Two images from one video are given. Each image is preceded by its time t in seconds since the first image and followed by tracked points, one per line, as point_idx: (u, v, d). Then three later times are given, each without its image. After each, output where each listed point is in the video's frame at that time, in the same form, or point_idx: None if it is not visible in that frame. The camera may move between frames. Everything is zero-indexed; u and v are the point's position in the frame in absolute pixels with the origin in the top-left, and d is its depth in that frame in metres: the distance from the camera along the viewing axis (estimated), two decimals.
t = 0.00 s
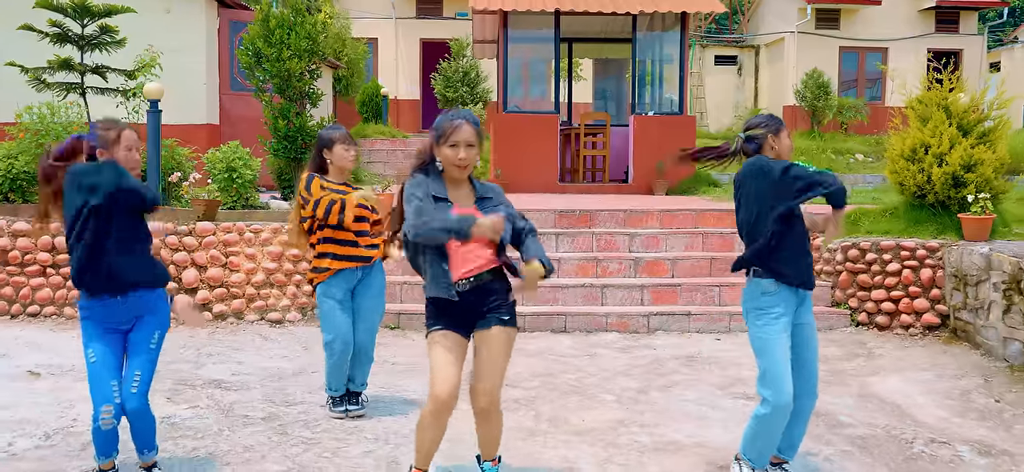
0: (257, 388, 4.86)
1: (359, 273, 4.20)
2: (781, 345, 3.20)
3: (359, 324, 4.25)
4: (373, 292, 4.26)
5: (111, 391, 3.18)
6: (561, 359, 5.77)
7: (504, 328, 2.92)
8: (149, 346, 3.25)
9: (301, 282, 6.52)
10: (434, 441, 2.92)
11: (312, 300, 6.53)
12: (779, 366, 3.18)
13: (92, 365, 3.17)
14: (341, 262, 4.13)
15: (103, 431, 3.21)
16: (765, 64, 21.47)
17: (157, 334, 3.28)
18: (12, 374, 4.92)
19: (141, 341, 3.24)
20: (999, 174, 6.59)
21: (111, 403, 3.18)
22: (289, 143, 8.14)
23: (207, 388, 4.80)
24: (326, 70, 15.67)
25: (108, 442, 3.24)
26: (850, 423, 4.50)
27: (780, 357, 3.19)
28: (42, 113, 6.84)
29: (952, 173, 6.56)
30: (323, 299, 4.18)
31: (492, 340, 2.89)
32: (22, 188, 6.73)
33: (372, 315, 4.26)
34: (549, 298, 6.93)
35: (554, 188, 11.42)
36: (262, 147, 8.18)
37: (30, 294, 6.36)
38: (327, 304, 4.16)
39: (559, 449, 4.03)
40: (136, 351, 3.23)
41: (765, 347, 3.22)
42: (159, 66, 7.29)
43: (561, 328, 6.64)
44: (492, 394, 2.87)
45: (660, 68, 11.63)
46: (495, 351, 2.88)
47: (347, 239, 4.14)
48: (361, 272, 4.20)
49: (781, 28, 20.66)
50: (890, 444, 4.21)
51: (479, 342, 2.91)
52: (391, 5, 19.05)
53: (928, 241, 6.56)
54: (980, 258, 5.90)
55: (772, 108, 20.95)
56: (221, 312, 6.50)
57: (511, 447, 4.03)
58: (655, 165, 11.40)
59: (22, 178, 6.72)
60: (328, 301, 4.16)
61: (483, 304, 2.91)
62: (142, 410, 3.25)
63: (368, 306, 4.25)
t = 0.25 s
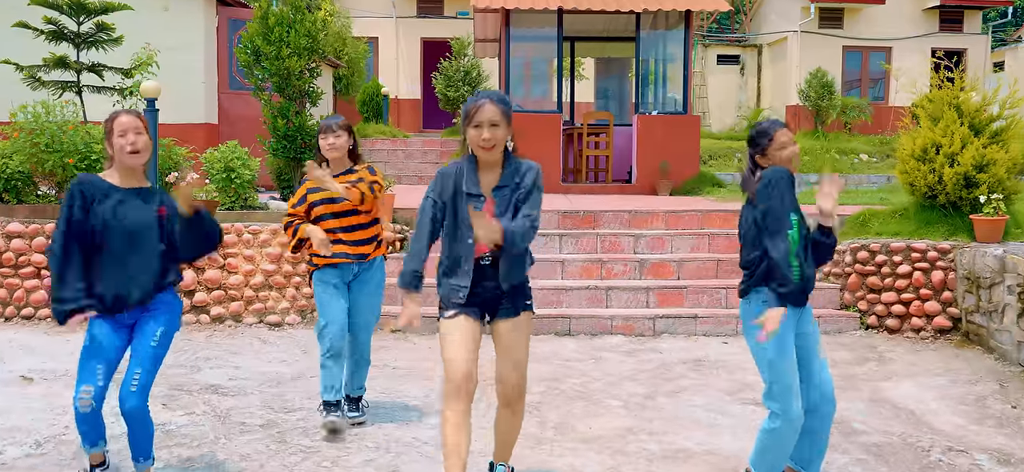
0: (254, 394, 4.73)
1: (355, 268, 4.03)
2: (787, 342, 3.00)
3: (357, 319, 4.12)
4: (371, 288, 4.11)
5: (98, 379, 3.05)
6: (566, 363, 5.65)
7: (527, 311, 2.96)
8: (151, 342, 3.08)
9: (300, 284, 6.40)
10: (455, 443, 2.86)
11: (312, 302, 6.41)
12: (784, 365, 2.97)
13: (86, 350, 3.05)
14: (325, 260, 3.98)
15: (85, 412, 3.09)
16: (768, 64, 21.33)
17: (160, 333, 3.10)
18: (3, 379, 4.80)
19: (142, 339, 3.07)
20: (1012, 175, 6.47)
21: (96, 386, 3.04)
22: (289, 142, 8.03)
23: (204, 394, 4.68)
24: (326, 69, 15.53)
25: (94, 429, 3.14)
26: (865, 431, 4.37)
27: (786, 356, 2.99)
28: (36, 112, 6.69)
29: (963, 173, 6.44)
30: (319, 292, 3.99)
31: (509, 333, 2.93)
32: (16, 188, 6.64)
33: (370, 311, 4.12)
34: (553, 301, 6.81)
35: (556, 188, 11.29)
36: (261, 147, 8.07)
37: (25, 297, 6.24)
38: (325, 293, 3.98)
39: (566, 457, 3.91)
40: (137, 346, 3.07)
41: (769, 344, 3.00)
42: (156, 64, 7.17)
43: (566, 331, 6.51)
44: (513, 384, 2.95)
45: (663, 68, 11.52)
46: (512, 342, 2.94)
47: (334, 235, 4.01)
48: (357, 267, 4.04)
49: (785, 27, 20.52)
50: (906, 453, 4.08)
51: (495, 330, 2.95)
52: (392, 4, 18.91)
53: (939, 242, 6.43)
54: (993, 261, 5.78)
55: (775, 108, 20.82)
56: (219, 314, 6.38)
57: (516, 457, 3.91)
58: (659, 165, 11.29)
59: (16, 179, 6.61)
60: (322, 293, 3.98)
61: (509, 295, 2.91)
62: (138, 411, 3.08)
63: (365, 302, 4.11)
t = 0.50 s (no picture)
0: (253, 400, 4.66)
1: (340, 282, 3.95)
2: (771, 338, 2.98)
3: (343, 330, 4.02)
4: (357, 299, 3.99)
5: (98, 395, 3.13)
6: (570, 368, 5.57)
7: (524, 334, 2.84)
8: (144, 349, 3.13)
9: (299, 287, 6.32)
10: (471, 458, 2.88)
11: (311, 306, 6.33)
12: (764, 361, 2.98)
13: (90, 360, 3.16)
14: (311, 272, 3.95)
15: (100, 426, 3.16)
16: (770, 64, 21.24)
17: (154, 342, 3.15)
18: None
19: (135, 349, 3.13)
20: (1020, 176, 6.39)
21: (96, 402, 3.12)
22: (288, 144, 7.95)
23: (202, 400, 4.61)
24: (326, 69, 15.46)
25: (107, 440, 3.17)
26: (874, 438, 4.30)
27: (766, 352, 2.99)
28: (33, 114, 6.60)
29: (971, 175, 6.35)
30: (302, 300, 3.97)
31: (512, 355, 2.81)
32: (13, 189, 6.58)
33: (357, 321, 3.99)
34: (555, 304, 6.74)
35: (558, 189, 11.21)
36: (260, 148, 7.99)
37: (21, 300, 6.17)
38: (305, 306, 3.94)
39: (569, 466, 3.84)
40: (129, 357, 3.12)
41: (751, 336, 3.01)
42: (154, 65, 7.09)
43: (568, 335, 6.44)
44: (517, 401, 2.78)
45: (666, 69, 11.43)
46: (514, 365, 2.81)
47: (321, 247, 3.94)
48: (343, 280, 3.95)
49: (786, 27, 20.46)
50: (916, 461, 4.01)
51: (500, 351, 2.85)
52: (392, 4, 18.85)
53: (946, 245, 6.33)
54: (1002, 264, 5.69)
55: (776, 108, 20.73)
56: (217, 318, 6.32)
57: (519, 465, 3.83)
58: (661, 166, 11.21)
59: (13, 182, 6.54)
60: (307, 302, 3.95)
61: (513, 314, 2.83)
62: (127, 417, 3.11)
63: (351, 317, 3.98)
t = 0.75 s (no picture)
0: (253, 403, 4.60)
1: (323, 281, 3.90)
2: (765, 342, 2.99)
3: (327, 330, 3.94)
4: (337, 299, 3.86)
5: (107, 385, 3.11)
6: (573, 370, 5.52)
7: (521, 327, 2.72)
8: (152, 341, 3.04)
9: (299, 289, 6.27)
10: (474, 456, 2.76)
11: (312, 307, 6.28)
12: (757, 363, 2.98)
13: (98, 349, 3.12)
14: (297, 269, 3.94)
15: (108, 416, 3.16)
16: (772, 64, 21.19)
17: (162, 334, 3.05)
18: None
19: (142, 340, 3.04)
20: None
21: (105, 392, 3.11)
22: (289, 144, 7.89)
23: (201, 403, 4.55)
24: (327, 69, 15.40)
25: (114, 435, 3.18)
26: (881, 442, 4.25)
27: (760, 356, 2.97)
28: (31, 115, 6.55)
29: (976, 176, 6.30)
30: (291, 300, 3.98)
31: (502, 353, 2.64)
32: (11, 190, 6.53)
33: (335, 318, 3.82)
34: (558, 306, 6.69)
35: (560, 190, 11.15)
36: (260, 149, 7.94)
37: (19, 302, 6.11)
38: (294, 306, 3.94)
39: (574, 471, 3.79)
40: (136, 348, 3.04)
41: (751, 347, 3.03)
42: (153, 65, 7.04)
43: (571, 337, 6.39)
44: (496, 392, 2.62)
45: (667, 70, 11.39)
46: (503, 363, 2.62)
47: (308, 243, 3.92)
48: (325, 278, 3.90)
49: (788, 28, 20.41)
50: (925, 466, 3.95)
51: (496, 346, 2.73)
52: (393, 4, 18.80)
53: (952, 246, 6.30)
54: (1010, 266, 5.66)
55: (778, 109, 20.68)
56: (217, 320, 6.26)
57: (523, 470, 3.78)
58: (663, 166, 11.16)
59: (12, 182, 6.49)
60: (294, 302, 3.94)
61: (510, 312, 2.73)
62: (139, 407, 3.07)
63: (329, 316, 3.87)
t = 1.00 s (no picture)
0: (256, 404, 4.60)
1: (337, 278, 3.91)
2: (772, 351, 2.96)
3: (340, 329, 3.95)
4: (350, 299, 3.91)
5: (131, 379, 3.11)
6: (576, 371, 5.52)
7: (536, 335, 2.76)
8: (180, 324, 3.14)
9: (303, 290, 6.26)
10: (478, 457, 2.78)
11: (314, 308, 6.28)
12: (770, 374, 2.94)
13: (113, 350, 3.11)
14: (312, 265, 3.87)
15: (127, 416, 3.14)
16: (773, 65, 21.18)
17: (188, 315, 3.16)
18: None
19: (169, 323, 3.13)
20: None
21: (131, 390, 3.11)
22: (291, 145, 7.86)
23: (205, 404, 4.55)
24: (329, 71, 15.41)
25: (132, 433, 3.17)
26: (885, 443, 4.24)
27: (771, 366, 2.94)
28: (33, 116, 6.54)
29: (980, 177, 6.29)
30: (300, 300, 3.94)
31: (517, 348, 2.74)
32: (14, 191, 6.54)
33: (349, 316, 3.90)
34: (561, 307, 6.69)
35: (561, 191, 11.15)
36: (263, 150, 7.91)
37: (22, 302, 6.11)
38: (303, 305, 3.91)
39: None
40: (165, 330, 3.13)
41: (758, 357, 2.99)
42: (156, 65, 7.03)
43: (574, 338, 6.39)
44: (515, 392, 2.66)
45: (669, 71, 11.35)
46: (523, 357, 2.71)
47: (321, 238, 3.88)
48: (339, 276, 3.91)
49: (789, 29, 20.42)
50: (930, 466, 3.95)
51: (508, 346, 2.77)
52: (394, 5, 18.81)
53: (955, 247, 6.30)
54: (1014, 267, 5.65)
55: (779, 110, 20.67)
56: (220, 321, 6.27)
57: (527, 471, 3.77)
58: (665, 167, 11.17)
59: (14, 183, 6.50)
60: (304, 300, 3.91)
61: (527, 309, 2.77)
62: (171, 394, 3.14)
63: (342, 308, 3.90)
